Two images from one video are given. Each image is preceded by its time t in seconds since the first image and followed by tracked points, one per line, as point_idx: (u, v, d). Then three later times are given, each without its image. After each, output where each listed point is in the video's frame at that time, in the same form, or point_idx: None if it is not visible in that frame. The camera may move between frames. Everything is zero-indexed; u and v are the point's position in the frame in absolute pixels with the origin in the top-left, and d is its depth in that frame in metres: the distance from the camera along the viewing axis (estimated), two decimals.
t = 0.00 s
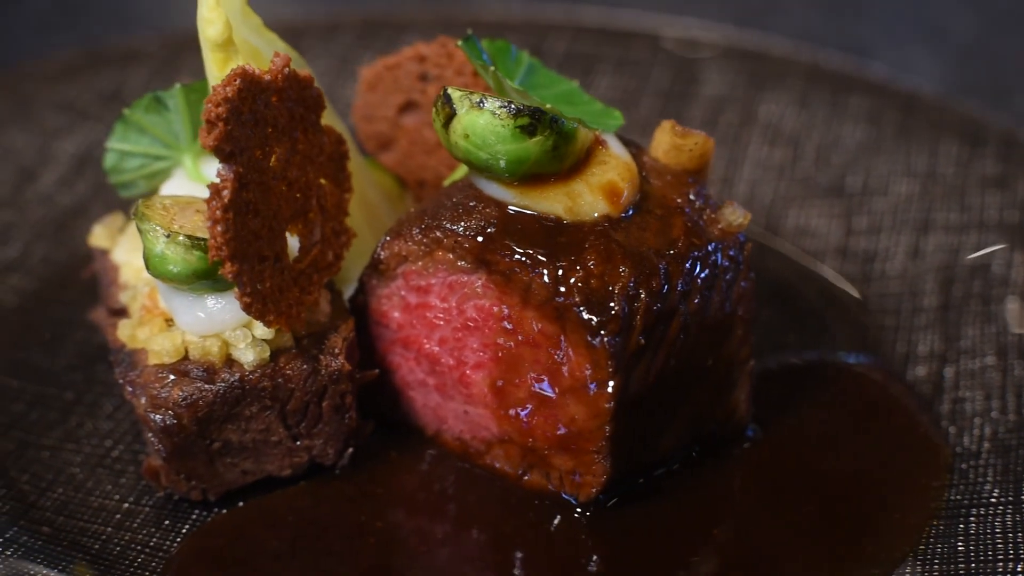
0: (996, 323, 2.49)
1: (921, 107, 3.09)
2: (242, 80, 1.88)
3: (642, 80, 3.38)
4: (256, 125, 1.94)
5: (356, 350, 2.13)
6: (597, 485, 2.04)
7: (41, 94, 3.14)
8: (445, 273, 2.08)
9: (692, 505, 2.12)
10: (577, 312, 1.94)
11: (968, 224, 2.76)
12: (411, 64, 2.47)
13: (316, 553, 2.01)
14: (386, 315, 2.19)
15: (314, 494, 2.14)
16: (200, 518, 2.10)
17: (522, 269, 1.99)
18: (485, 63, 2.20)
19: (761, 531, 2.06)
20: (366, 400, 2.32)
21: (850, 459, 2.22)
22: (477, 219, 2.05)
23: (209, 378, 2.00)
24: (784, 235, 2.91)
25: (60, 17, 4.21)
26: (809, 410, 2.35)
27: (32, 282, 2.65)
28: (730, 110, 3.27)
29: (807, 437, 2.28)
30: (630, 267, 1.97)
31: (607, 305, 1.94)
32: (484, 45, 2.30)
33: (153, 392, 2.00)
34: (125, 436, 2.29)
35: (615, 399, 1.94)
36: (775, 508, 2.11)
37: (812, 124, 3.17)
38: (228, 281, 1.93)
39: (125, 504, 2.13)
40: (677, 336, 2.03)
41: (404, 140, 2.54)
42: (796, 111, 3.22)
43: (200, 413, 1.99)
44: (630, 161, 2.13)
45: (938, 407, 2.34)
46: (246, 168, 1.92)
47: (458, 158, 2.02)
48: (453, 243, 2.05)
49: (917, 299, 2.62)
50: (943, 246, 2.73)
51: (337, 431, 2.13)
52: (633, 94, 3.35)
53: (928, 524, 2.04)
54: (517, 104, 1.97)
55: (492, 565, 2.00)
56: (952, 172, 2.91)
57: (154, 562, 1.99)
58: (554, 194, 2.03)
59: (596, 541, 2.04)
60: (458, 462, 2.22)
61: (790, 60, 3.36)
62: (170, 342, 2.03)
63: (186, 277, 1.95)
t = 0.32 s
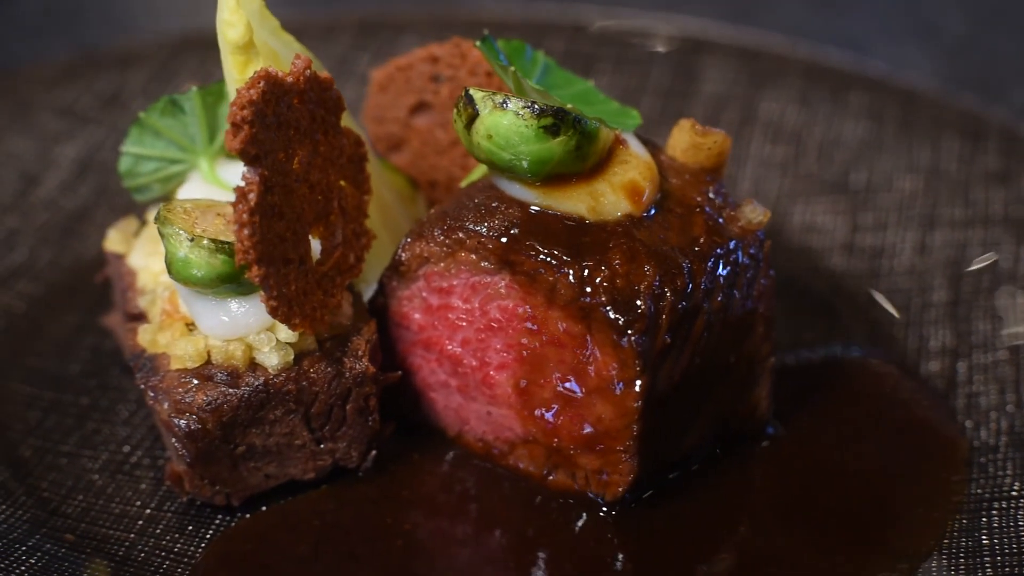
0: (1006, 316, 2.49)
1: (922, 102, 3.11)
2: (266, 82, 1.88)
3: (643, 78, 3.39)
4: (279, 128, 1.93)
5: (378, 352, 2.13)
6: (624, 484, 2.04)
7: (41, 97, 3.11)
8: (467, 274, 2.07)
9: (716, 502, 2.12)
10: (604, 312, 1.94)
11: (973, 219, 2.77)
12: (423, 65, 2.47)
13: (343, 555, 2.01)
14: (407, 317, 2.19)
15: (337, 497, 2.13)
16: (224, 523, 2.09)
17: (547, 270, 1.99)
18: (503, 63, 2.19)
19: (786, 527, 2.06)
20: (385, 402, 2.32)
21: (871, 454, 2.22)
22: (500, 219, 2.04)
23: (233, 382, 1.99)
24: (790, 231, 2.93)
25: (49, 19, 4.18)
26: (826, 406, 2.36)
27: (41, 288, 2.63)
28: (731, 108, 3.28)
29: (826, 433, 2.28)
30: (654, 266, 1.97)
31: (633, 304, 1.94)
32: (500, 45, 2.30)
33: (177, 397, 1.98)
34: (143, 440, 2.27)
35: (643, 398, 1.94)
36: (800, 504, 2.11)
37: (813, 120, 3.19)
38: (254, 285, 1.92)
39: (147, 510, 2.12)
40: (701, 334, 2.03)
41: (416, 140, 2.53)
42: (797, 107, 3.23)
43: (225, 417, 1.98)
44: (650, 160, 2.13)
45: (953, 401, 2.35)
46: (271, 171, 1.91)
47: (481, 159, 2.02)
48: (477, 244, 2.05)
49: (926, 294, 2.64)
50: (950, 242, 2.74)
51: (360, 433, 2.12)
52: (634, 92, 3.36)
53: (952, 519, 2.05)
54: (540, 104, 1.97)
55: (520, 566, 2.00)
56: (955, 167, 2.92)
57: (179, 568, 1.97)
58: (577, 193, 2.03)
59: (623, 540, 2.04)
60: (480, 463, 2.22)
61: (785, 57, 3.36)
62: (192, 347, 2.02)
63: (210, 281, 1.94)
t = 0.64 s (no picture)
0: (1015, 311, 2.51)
1: (921, 98, 3.12)
2: (287, 84, 1.87)
3: (642, 77, 3.39)
4: (300, 130, 1.93)
5: (397, 353, 2.13)
6: (647, 483, 2.04)
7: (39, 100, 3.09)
8: (487, 275, 2.07)
9: (737, 498, 2.13)
10: (626, 312, 1.95)
11: (977, 215, 2.79)
12: (433, 66, 2.46)
13: (368, 558, 2.00)
14: (425, 319, 2.19)
15: (358, 500, 2.13)
16: (245, 528, 2.07)
17: (569, 270, 1.99)
18: (518, 63, 2.19)
19: (808, 522, 2.07)
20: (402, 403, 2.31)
21: (888, 449, 2.23)
22: (520, 220, 2.04)
23: (255, 386, 1.98)
24: (795, 228, 2.94)
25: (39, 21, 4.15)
26: (840, 401, 2.37)
27: (48, 295, 2.62)
28: (731, 105, 3.29)
29: (843, 428, 2.29)
30: (676, 266, 1.98)
31: (656, 304, 1.95)
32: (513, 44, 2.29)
33: (197, 401, 1.98)
34: (160, 445, 2.27)
35: (667, 397, 1.94)
36: (821, 501, 2.12)
37: (813, 117, 3.19)
38: (277, 288, 1.90)
39: (166, 515, 2.10)
40: (722, 332, 2.04)
41: (426, 140, 2.53)
42: (797, 104, 3.24)
43: (247, 421, 1.97)
44: (666, 160, 2.14)
45: (966, 396, 2.36)
46: (292, 173, 1.90)
47: (501, 159, 2.02)
48: (497, 245, 2.04)
49: (933, 290, 2.65)
50: (955, 237, 2.76)
51: (381, 436, 2.12)
52: (634, 91, 3.36)
53: (972, 514, 2.06)
54: (560, 104, 1.97)
55: (544, 565, 2.00)
56: (957, 163, 2.94)
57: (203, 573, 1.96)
58: (597, 193, 2.04)
59: (646, 539, 2.05)
60: (500, 463, 2.22)
61: (784, 54, 3.37)
62: (212, 351, 2.01)
63: (231, 285, 1.93)
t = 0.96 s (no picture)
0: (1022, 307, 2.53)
1: (921, 97, 3.14)
2: (308, 87, 1.86)
3: (642, 76, 3.40)
4: (320, 133, 1.92)
5: (416, 355, 2.12)
6: (669, 482, 2.05)
7: (40, 103, 3.07)
8: (506, 276, 2.07)
9: (757, 496, 2.13)
10: (649, 312, 1.95)
11: (981, 211, 2.81)
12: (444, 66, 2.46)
13: (391, 560, 2.00)
14: (443, 320, 2.18)
15: (378, 503, 2.13)
16: (266, 532, 2.07)
17: (589, 271, 1.99)
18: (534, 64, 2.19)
19: (829, 520, 2.07)
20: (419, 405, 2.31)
21: (903, 445, 2.24)
22: (539, 221, 2.04)
23: (276, 390, 1.97)
24: (800, 225, 2.95)
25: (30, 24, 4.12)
26: (853, 397, 2.38)
27: (56, 299, 2.60)
28: (731, 104, 3.30)
29: (857, 424, 2.30)
30: (696, 265, 1.98)
31: (678, 303, 1.95)
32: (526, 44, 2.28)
33: (218, 405, 1.97)
34: (176, 450, 2.26)
35: (689, 396, 1.95)
36: (840, 497, 2.12)
37: (814, 116, 3.21)
38: (300, 292, 1.89)
39: (186, 521, 2.09)
40: (742, 331, 2.05)
41: (436, 142, 2.53)
42: (797, 103, 3.26)
43: (268, 425, 1.96)
44: (682, 159, 2.14)
45: (978, 391, 2.37)
46: (313, 176, 1.89)
47: (520, 160, 2.02)
48: (516, 245, 2.04)
49: (940, 287, 2.67)
50: (960, 233, 2.77)
51: (401, 438, 2.11)
52: (634, 89, 3.36)
53: (990, 509, 2.07)
54: (580, 104, 1.97)
55: (567, 566, 2.00)
56: (959, 160, 2.96)
57: None
58: (615, 194, 2.04)
59: (668, 538, 2.05)
60: (520, 464, 2.22)
61: (782, 54, 3.37)
62: (233, 355, 2.00)
63: (252, 289, 1.93)
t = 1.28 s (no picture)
0: None
1: (921, 93, 3.15)
2: (328, 90, 1.86)
3: (641, 74, 3.40)
4: (340, 135, 1.92)
5: (434, 357, 2.12)
6: (690, 481, 2.05)
7: (39, 107, 3.05)
8: (524, 277, 2.07)
9: (776, 493, 2.14)
10: (669, 311, 1.95)
11: (984, 208, 2.83)
12: (453, 67, 2.46)
13: (414, 562, 1.99)
14: (459, 321, 2.18)
15: (398, 505, 2.12)
16: (286, 536, 2.06)
17: (609, 270, 1.99)
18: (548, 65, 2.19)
19: (849, 516, 2.08)
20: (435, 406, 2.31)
21: (917, 441, 2.25)
22: (557, 221, 2.04)
23: (297, 394, 1.97)
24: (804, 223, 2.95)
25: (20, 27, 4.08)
26: (866, 393, 2.39)
27: (62, 305, 2.59)
28: (731, 102, 3.30)
29: (873, 421, 2.31)
30: (715, 264, 1.99)
31: (698, 302, 1.95)
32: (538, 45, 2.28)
33: (239, 410, 1.96)
34: (191, 455, 2.25)
35: (710, 395, 1.95)
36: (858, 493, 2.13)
37: (814, 114, 3.22)
38: (321, 294, 1.89)
39: (205, 526, 2.08)
40: (760, 329, 2.06)
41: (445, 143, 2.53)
42: (797, 100, 3.26)
43: (289, 428, 1.95)
44: (698, 158, 2.14)
45: (988, 386, 2.39)
46: (334, 178, 1.89)
47: (538, 161, 2.02)
48: (535, 246, 2.04)
49: (946, 283, 2.68)
50: (965, 229, 2.79)
51: (421, 440, 2.11)
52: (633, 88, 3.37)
53: (1008, 503, 2.08)
54: (597, 105, 1.97)
55: (589, 566, 2.00)
56: (960, 157, 2.97)
57: None
58: (633, 194, 2.04)
59: (688, 536, 2.05)
60: (537, 465, 2.22)
61: (779, 52, 3.39)
62: (252, 359, 1.99)
63: (272, 292, 1.92)
